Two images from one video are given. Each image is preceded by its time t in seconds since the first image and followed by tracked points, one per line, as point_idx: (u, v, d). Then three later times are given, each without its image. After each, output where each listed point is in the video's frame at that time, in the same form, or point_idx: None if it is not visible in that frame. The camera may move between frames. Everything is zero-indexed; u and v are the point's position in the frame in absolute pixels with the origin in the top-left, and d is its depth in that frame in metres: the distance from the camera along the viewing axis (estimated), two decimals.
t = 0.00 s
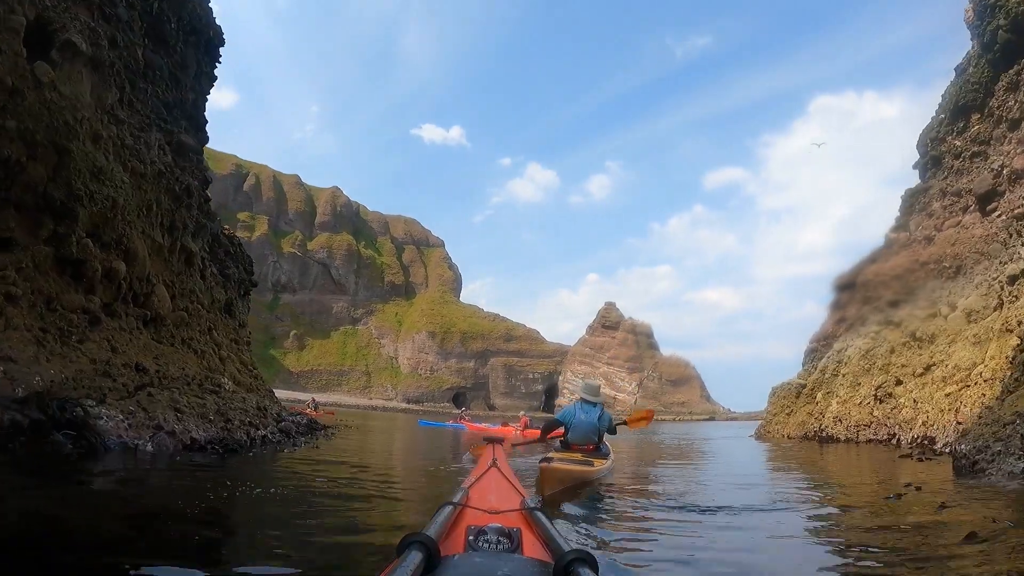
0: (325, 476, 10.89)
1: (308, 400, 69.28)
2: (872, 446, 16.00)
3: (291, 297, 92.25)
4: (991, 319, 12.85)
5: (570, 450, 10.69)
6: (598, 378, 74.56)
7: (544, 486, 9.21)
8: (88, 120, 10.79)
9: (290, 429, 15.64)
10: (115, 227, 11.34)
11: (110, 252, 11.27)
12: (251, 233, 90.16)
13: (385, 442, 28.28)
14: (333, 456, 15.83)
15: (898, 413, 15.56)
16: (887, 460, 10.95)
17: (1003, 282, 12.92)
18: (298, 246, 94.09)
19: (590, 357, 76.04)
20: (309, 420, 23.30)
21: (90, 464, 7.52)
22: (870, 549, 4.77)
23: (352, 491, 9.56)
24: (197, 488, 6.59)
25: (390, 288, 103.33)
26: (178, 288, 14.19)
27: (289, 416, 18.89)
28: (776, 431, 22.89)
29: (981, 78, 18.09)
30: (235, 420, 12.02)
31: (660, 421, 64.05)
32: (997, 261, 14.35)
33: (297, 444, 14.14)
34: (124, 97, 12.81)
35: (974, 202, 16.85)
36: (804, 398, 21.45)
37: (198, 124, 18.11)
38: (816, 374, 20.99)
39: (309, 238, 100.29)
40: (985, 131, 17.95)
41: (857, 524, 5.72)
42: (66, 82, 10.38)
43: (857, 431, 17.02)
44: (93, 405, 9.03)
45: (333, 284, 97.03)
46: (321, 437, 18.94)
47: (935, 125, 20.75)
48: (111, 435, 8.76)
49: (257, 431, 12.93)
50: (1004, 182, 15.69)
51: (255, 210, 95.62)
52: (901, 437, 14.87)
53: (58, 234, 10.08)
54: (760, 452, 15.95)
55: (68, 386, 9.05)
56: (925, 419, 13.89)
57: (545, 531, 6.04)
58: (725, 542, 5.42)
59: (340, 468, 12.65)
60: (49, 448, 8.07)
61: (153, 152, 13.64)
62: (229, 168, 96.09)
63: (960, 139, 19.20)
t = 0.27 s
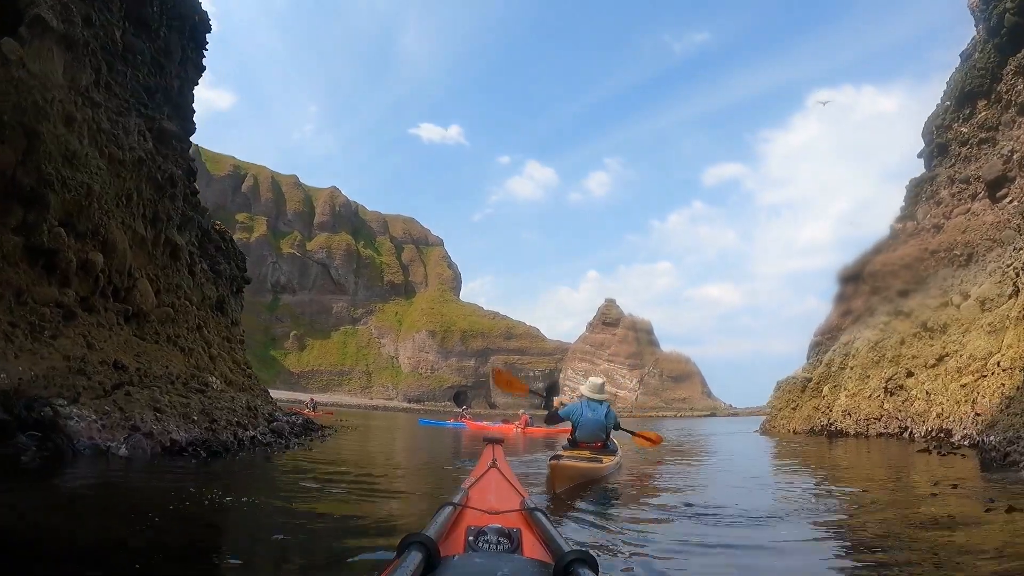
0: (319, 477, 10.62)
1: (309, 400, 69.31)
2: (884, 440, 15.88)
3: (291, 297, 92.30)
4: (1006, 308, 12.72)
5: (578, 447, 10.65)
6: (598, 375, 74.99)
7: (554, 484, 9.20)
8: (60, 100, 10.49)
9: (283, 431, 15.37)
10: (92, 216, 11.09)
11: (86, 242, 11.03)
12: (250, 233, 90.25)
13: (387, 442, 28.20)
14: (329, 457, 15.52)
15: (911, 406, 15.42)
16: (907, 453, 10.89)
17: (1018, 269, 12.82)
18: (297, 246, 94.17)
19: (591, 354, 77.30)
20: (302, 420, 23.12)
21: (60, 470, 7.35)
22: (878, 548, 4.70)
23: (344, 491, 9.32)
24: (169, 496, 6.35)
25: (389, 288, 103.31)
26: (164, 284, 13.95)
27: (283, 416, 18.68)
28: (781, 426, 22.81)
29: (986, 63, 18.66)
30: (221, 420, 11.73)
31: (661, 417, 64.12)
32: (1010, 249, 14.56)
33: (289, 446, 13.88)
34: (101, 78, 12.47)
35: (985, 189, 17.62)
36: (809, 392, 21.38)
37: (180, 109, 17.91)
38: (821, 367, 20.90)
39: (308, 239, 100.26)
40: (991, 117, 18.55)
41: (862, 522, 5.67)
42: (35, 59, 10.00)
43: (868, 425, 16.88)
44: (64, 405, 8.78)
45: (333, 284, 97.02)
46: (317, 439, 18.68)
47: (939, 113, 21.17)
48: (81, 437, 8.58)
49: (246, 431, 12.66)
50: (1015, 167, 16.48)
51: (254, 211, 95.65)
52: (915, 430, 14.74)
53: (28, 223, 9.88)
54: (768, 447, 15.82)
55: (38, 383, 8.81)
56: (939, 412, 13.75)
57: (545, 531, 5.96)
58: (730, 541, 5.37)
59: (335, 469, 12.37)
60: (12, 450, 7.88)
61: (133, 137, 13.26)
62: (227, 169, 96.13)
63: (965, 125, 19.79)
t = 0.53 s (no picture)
0: (306, 479, 10.38)
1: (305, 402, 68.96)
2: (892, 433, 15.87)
3: (286, 299, 91.90)
4: (1015, 294, 12.66)
5: (580, 445, 10.60)
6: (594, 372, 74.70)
7: (560, 480, 9.11)
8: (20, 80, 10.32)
9: (271, 434, 15.09)
10: (58, 204, 10.88)
11: (51, 232, 10.83)
12: (243, 236, 89.86)
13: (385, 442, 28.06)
14: (322, 458, 15.22)
15: (918, 397, 15.35)
16: (918, 447, 10.80)
17: None
18: (291, 248, 93.74)
19: (587, 352, 76.53)
20: (293, 420, 22.89)
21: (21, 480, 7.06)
22: (886, 546, 4.59)
23: (327, 491, 9.10)
24: (125, 505, 6.09)
25: (384, 288, 102.93)
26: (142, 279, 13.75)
27: (271, 417, 18.51)
28: (783, 420, 22.79)
29: (987, 48, 18.65)
30: (199, 420, 11.48)
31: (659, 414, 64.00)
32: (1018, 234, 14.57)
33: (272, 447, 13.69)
34: (68, 57, 12.28)
35: (990, 174, 17.58)
36: (811, 385, 21.34)
37: (157, 96, 17.73)
38: (822, 360, 20.87)
39: (302, 240, 99.85)
40: (993, 102, 18.53)
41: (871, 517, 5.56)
42: None
43: (874, 418, 16.80)
44: (24, 405, 8.46)
45: (327, 285, 96.63)
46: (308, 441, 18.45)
47: (939, 99, 21.26)
48: (40, 439, 8.24)
49: (228, 432, 12.43)
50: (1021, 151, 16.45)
51: (247, 213, 95.17)
52: (924, 422, 14.73)
53: None
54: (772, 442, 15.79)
55: None
56: (951, 402, 13.68)
57: (545, 530, 5.89)
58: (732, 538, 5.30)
59: (323, 470, 12.08)
60: None
61: (102, 121, 13.09)
62: (220, 171, 95.64)
63: (967, 112, 19.69)
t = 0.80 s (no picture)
0: (287, 484, 10.23)
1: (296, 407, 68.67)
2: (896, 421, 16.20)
3: (274, 304, 91.50)
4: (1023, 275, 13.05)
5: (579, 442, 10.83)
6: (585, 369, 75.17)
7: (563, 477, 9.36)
8: None
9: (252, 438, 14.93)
10: (12, 195, 10.93)
11: (5, 225, 10.85)
12: (230, 241, 89.41)
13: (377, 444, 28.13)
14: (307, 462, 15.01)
15: (920, 382, 15.72)
16: (922, 435, 11.06)
17: None
18: (278, 252, 93.32)
19: (577, 349, 76.79)
20: (280, 426, 22.78)
21: None
22: (872, 544, 4.74)
23: (302, 495, 8.98)
24: (77, 524, 5.88)
25: (373, 290, 102.69)
26: (107, 275, 13.76)
27: (254, 421, 18.47)
28: (779, 412, 23.20)
29: (980, 28, 18.90)
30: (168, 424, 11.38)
31: (650, 408, 64.53)
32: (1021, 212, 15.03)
33: (253, 454, 13.37)
34: (20, 40, 12.37)
35: (985, 154, 17.88)
36: (806, 375, 21.74)
37: (122, 90, 17.87)
38: (818, 349, 21.26)
39: (289, 244, 99.39)
40: (987, 82, 18.84)
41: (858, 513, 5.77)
42: None
43: (875, 406, 17.20)
44: None
45: (316, 289, 96.28)
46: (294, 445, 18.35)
47: (931, 81, 21.62)
48: None
49: (200, 434, 12.36)
50: (1018, 128, 16.69)
51: (233, 218, 94.57)
52: (928, 408, 15.06)
53: None
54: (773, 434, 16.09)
55: None
56: (955, 386, 14.03)
57: (544, 530, 6.11)
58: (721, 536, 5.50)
59: (305, 474, 11.90)
60: None
61: (59, 108, 13.14)
62: (205, 177, 95.04)
63: (960, 92, 20.05)
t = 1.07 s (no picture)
0: (276, 499, 8.87)
1: (286, 413, 68.46)
2: (897, 408, 16.40)
3: (260, 310, 90.97)
4: None
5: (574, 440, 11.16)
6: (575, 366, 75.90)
7: (565, 475, 9.70)
8: None
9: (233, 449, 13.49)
10: None
11: None
12: (215, 248, 88.80)
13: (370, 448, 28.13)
14: (292, 471, 13.75)
15: (922, 365, 15.99)
16: (917, 423, 11.41)
17: None
18: (263, 258, 92.78)
19: (566, 346, 77.36)
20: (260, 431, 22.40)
21: None
22: (867, 529, 4.91)
23: (296, 515, 7.50)
24: (63, 535, 5.66)
25: (359, 293, 102.41)
26: (68, 274, 12.03)
27: (234, 427, 17.03)
28: (774, 402, 23.51)
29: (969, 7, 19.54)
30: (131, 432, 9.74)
31: (639, 404, 65.18)
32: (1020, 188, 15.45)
33: (230, 466, 12.03)
34: None
35: (980, 131, 18.61)
36: (801, 363, 22.03)
37: (85, 76, 15.78)
38: (813, 337, 21.57)
39: (274, 249, 98.86)
40: (978, 61, 19.39)
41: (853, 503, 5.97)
42: None
43: (874, 393, 17.46)
44: None
45: (302, 294, 95.86)
46: (276, 450, 17.20)
47: (919, 63, 22.14)
48: None
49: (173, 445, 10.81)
50: (1013, 104, 17.43)
51: (217, 224, 93.85)
52: (930, 392, 15.25)
53: None
54: (773, 424, 16.23)
55: None
56: (959, 368, 14.26)
57: (543, 530, 6.38)
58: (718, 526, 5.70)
59: (293, 489, 10.57)
60: None
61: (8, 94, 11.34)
62: (187, 183, 94.20)
63: (950, 73, 20.63)
